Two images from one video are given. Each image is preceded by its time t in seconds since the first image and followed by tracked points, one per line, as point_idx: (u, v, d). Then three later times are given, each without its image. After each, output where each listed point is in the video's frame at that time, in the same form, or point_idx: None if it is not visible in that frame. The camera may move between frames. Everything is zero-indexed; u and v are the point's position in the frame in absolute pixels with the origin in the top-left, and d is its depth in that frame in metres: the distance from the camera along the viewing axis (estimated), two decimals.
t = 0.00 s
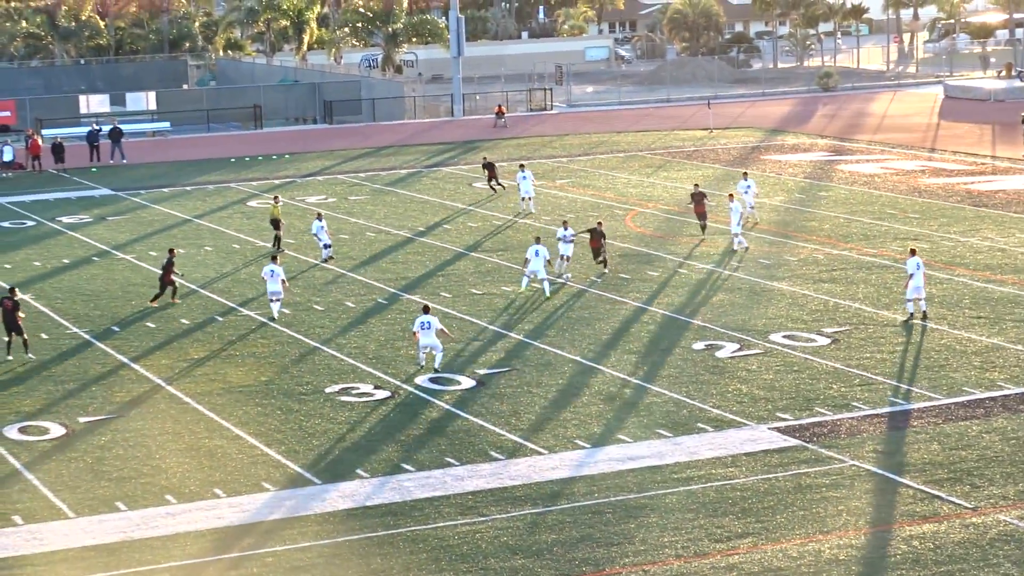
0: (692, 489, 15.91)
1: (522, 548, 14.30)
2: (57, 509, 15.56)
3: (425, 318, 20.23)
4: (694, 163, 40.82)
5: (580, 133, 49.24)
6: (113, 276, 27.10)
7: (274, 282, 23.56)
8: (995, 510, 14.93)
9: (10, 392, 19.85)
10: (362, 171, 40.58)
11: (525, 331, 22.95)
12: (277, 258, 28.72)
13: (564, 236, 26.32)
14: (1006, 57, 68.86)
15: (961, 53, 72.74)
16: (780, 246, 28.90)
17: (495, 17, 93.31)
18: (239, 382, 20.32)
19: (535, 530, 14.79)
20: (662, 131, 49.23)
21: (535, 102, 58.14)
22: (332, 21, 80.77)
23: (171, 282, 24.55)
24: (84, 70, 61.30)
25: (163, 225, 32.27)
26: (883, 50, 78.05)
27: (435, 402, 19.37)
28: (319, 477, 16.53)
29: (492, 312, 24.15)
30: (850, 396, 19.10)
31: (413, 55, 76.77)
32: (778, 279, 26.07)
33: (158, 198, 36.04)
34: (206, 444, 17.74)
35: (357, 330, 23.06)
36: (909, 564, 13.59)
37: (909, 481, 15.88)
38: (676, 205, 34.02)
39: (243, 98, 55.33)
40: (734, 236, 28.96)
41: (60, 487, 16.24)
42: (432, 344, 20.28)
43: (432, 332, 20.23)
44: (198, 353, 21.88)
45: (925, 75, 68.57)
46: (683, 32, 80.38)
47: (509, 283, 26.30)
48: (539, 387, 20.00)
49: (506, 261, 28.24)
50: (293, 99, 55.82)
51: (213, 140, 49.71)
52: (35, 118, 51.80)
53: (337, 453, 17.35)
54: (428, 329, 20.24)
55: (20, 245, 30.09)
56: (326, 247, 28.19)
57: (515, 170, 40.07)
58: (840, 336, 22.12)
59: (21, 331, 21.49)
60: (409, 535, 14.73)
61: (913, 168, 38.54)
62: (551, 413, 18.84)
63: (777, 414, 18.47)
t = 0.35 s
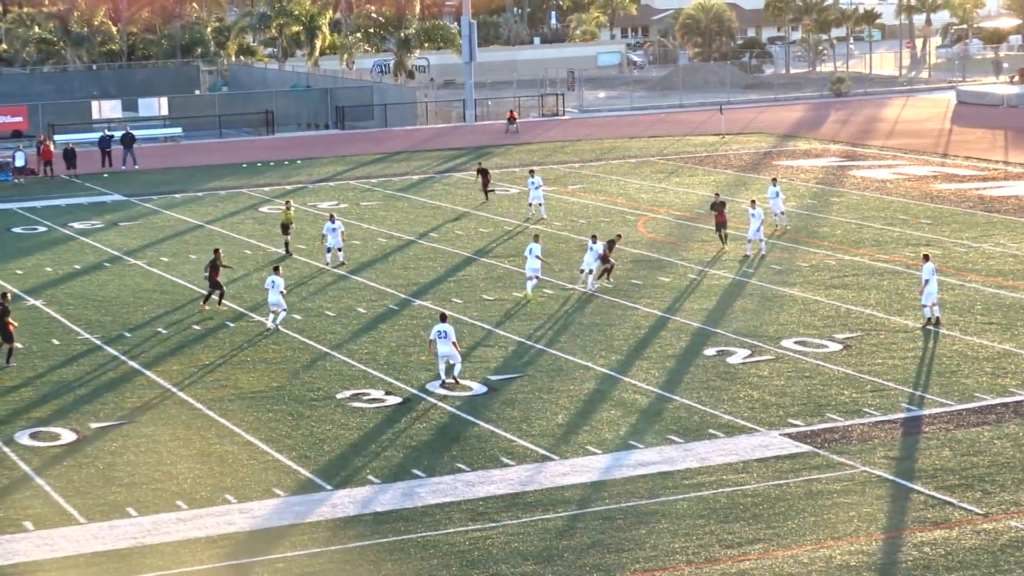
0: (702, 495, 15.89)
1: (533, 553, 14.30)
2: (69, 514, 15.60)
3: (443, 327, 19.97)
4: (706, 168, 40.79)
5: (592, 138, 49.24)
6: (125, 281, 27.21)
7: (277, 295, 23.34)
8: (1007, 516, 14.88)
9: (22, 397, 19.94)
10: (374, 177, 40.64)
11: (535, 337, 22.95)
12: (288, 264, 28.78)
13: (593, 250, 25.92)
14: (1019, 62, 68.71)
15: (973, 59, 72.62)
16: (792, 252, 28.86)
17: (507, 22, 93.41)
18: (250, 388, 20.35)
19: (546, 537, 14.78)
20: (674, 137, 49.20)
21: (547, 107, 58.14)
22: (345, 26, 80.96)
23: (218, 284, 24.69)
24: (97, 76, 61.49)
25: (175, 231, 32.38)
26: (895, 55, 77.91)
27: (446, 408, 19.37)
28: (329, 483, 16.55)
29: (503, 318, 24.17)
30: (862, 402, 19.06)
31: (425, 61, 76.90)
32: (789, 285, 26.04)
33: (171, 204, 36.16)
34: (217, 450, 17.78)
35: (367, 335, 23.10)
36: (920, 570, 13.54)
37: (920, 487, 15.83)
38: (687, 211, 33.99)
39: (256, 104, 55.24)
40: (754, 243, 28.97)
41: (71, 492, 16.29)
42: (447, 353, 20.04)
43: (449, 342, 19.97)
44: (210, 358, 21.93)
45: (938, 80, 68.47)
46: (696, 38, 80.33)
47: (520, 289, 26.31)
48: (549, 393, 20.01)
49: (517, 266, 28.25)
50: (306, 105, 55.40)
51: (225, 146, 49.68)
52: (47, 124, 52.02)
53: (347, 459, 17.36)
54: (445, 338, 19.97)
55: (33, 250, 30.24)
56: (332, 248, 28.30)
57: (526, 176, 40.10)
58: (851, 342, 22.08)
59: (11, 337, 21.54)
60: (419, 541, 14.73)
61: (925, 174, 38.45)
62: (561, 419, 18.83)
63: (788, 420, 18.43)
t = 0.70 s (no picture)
0: (698, 499, 15.89)
1: (528, 557, 14.30)
2: (64, 518, 15.58)
3: (446, 330, 19.76)
4: (702, 172, 40.80)
5: (587, 142, 49.28)
6: (120, 284, 27.20)
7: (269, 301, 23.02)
8: (1002, 520, 14.89)
9: (18, 400, 19.93)
10: (369, 180, 40.63)
11: (531, 341, 22.95)
12: (284, 267, 28.77)
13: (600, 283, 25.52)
14: (1014, 67, 68.81)
15: (969, 62, 72.67)
16: (788, 256, 28.88)
17: (503, 25, 93.46)
18: (245, 391, 20.33)
19: (541, 540, 14.77)
20: (670, 141, 49.23)
21: (543, 111, 58.18)
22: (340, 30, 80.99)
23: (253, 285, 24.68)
24: (93, 79, 61.46)
25: (171, 234, 32.37)
26: (891, 59, 77.98)
27: (441, 411, 19.36)
28: (326, 487, 16.52)
29: (498, 322, 24.15)
30: (857, 405, 19.07)
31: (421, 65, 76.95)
32: (785, 289, 26.05)
33: (166, 207, 36.15)
34: (212, 453, 17.75)
35: (363, 339, 23.08)
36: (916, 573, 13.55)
37: (915, 491, 15.84)
38: (683, 214, 34.00)
39: (251, 108, 55.38)
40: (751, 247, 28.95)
41: (67, 495, 16.27)
42: (449, 357, 19.86)
43: (452, 346, 19.80)
44: (205, 361, 21.91)
45: (934, 84, 68.56)
46: (691, 41, 80.40)
47: (515, 292, 26.30)
48: (545, 396, 20.00)
49: (513, 270, 28.24)
50: (300, 108, 55.65)
51: (221, 150, 49.64)
52: (43, 127, 52.01)
53: (342, 462, 17.33)
54: (449, 340, 19.78)
55: (29, 254, 30.23)
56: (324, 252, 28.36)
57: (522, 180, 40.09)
58: (846, 346, 22.10)
59: None
60: (414, 545, 14.72)
61: (921, 177, 38.48)
62: (556, 422, 18.83)
63: (783, 424, 18.44)
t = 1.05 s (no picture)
0: (684, 500, 15.86)
1: (514, 558, 14.25)
2: (49, 519, 15.48)
3: (443, 342, 19.47)
4: (687, 173, 40.83)
5: (573, 143, 49.30)
6: (105, 285, 27.08)
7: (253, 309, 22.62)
8: (987, 520, 14.90)
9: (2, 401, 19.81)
10: (356, 181, 40.55)
11: (518, 342, 22.92)
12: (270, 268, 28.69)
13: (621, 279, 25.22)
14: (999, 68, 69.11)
15: (954, 64, 72.93)
16: (774, 257, 28.92)
17: (489, 26, 93.43)
18: (230, 392, 20.24)
19: (526, 541, 14.73)
20: (656, 142, 49.27)
21: (529, 112, 58.20)
22: (326, 30, 80.86)
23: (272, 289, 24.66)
24: (78, 79, 61.22)
25: (156, 234, 32.26)
26: (876, 61, 78.20)
27: (427, 413, 19.30)
28: (312, 488, 16.45)
29: (484, 323, 24.11)
30: (842, 406, 19.08)
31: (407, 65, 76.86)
32: (771, 290, 26.08)
33: (151, 208, 36.02)
34: (197, 454, 17.67)
35: (349, 340, 23.01)
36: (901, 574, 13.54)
37: (900, 492, 15.84)
38: (669, 215, 34.02)
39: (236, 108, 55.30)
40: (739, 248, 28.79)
41: (51, 496, 16.17)
42: (443, 370, 19.49)
43: (447, 359, 19.46)
44: (190, 362, 21.83)
45: (919, 86, 68.77)
46: (678, 43, 80.47)
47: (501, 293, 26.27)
48: (531, 397, 19.97)
49: (499, 271, 28.21)
50: (285, 110, 55.63)
51: (207, 151, 49.51)
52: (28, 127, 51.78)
53: (327, 463, 17.27)
54: (445, 353, 19.46)
55: (13, 254, 30.09)
56: (310, 256, 28.09)
57: (509, 181, 40.08)
58: (832, 347, 22.12)
59: None
60: (399, 546, 14.67)
61: (906, 179, 38.57)
62: (542, 423, 18.80)
63: (768, 425, 18.44)
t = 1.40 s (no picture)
0: (666, 499, 15.86)
1: (497, 558, 14.22)
2: (31, 519, 15.40)
3: (435, 346, 19.07)
4: (670, 173, 40.85)
5: (556, 143, 49.28)
6: (88, 285, 26.95)
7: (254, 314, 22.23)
8: (969, 519, 14.94)
9: None
10: (338, 181, 40.45)
11: (501, 342, 22.89)
12: (252, 268, 28.61)
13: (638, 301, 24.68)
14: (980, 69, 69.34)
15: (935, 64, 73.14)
16: (757, 257, 28.96)
17: (472, 26, 93.38)
18: (213, 392, 20.17)
19: (509, 541, 14.71)
20: (638, 142, 49.31)
21: (511, 112, 58.15)
22: (309, 30, 80.70)
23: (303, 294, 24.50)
24: (60, 79, 60.99)
25: (138, 234, 32.12)
26: (858, 61, 78.37)
27: (411, 413, 19.25)
28: (294, 488, 16.41)
29: (466, 323, 24.08)
30: (825, 406, 19.11)
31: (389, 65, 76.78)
32: (754, 289, 26.11)
33: (134, 208, 35.87)
34: (180, 454, 17.60)
35: (331, 340, 22.95)
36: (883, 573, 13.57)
37: (882, 492, 15.87)
38: (652, 215, 34.03)
39: (218, 108, 55.15)
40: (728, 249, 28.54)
41: (33, 497, 16.08)
42: (438, 374, 19.08)
43: (441, 362, 19.05)
44: (173, 362, 21.75)
45: (901, 86, 68.96)
46: (660, 43, 80.52)
47: (484, 293, 26.22)
48: (514, 397, 19.94)
49: (482, 271, 28.19)
50: (267, 109, 55.49)
51: (189, 150, 49.34)
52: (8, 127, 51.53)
53: (311, 463, 17.21)
54: (438, 357, 19.06)
55: None
56: (288, 257, 27.92)
57: (492, 181, 40.03)
58: (814, 346, 22.16)
59: None
60: (382, 546, 14.63)
61: (888, 178, 38.68)
62: (525, 423, 18.78)
63: (751, 424, 18.45)
